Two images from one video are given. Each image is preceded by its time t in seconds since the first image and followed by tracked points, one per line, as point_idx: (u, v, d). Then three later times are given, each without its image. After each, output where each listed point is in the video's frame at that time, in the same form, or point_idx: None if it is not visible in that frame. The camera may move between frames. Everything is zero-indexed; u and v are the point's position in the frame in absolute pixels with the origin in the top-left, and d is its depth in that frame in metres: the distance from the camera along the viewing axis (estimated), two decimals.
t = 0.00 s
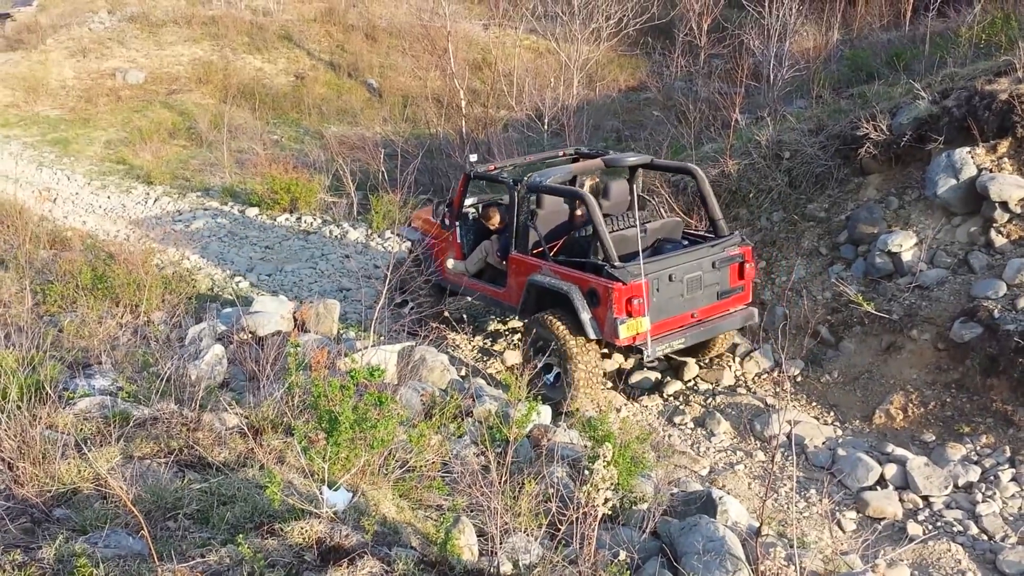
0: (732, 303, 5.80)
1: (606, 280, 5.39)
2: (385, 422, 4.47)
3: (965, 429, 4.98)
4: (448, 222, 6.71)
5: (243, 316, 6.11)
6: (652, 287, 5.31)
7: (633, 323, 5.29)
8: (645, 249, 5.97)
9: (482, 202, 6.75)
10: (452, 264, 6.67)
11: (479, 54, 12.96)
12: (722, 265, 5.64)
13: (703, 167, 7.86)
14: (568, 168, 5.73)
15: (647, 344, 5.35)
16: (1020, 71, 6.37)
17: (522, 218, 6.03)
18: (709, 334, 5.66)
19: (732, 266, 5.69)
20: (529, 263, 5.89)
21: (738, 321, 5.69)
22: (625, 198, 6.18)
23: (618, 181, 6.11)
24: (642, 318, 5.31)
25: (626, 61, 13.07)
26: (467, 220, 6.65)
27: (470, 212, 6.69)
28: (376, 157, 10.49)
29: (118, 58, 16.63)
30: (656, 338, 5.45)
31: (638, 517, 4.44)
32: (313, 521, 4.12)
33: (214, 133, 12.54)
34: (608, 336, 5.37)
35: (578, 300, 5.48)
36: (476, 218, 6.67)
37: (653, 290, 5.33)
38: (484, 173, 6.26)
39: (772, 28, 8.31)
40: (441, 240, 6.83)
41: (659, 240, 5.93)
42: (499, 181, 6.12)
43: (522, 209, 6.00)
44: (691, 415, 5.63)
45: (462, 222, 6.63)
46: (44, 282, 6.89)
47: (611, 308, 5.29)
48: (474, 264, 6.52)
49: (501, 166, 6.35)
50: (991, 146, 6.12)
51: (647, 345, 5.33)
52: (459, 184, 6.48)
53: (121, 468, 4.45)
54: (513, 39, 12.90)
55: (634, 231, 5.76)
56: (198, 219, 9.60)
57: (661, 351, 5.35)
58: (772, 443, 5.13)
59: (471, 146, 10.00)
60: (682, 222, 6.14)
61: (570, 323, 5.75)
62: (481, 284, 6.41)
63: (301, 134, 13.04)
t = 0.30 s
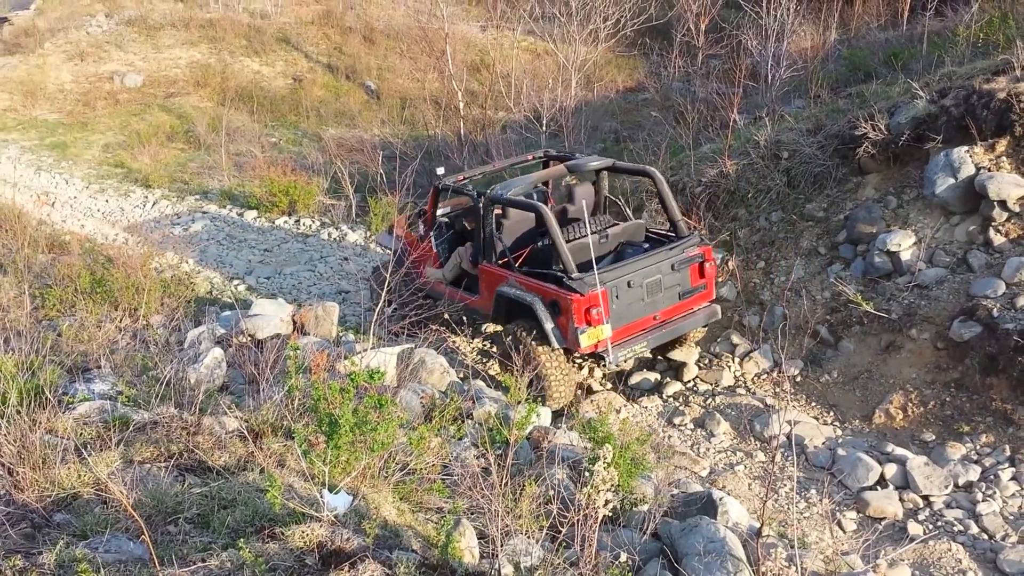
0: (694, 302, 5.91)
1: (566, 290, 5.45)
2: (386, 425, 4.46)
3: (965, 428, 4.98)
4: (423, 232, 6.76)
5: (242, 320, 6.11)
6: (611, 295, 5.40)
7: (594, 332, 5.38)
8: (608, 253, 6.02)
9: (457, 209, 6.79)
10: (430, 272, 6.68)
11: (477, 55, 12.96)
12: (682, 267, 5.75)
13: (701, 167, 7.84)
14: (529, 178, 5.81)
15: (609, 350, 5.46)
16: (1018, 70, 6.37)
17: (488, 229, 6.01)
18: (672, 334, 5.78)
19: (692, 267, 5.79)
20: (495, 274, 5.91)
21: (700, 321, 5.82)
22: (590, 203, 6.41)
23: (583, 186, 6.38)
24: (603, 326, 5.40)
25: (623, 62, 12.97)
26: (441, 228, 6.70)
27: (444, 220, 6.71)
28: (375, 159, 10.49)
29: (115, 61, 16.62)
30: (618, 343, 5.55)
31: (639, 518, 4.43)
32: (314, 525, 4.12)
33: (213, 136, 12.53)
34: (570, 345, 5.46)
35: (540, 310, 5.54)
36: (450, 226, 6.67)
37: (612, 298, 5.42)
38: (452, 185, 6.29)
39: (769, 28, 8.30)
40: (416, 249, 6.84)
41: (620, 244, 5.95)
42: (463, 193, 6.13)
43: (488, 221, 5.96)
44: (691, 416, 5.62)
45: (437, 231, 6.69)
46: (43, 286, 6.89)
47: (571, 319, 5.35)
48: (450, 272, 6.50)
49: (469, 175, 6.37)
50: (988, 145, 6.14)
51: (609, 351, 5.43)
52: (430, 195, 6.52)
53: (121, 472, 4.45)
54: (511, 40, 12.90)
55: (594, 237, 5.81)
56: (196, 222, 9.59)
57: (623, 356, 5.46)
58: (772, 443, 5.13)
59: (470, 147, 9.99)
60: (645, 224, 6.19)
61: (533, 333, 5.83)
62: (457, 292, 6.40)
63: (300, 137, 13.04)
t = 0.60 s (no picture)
0: (680, 290, 6.07)
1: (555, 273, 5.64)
2: (392, 425, 4.46)
3: (972, 430, 4.96)
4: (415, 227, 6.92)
5: (248, 320, 6.10)
6: (598, 277, 5.58)
7: (582, 312, 5.55)
8: (595, 242, 6.38)
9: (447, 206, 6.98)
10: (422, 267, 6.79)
11: (480, 56, 12.96)
12: (667, 254, 5.92)
13: (705, 168, 7.81)
14: (518, 172, 6.04)
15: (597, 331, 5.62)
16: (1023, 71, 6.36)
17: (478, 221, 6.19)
18: (658, 320, 5.93)
19: (677, 255, 5.96)
20: (487, 263, 6.09)
21: (685, 307, 5.98)
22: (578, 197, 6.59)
23: (569, 181, 6.49)
24: (591, 307, 5.57)
25: (626, 62, 13.17)
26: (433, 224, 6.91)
27: (436, 216, 6.92)
28: (379, 160, 10.48)
29: (119, 63, 16.63)
30: (605, 326, 5.71)
31: (645, 520, 4.42)
32: (321, 526, 4.12)
33: (217, 137, 12.54)
34: (559, 326, 5.62)
35: (531, 294, 5.72)
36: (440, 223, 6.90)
37: (599, 281, 5.60)
38: (444, 180, 6.47)
39: (773, 28, 8.30)
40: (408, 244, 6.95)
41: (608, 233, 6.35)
42: (455, 187, 6.32)
43: (480, 214, 6.14)
44: (697, 417, 5.60)
45: (429, 226, 6.91)
46: (48, 287, 6.89)
47: (560, 300, 5.54)
48: (442, 266, 6.66)
49: (461, 171, 6.55)
50: (994, 146, 6.12)
51: (596, 333, 5.60)
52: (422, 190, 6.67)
53: (128, 474, 4.45)
54: (514, 41, 12.91)
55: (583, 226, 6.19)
56: (201, 223, 9.59)
57: (611, 337, 5.62)
58: (778, 444, 5.13)
59: (474, 149, 9.98)
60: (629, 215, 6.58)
61: (525, 319, 5.99)
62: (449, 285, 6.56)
63: (304, 138, 13.04)
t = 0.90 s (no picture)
0: (660, 281, 6.14)
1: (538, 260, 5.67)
2: (405, 425, 4.48)
3: (986, 433, 4.92)
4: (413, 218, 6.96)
5: (262, 319, 6.12)
6: (579, 265, 5.63)
7: (562, 299, 5.59)
8: (581, 233, 6.42)
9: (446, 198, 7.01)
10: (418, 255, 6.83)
11: (495, 56, 12.96)
12: (648, 246, 5.99)
13: (719, 168, 7.74)
14: (508, 162, 6.23)
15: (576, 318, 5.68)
16: None
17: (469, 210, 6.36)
18: (636, 310, 6.01)
19: (658, 247, 6.03)
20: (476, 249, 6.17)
21: (663, 296, 6.05)
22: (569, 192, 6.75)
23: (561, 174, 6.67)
24: (571, 294, 5.62)
25: (640, 62, 13.22)
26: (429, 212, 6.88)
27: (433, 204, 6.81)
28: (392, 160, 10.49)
29: (136, 62, 16.71)
30: (584, 314, 5.79)
31: (658, 521, 4.40)
32: (334, 525, 4.12)
33: (232, 136, 12.58)
34: (539, 312, 5.66)
35: (513, 280, 5.75)
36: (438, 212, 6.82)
37: (579, 269, 5.66)
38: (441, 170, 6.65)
39: (788, 28, 8.25)
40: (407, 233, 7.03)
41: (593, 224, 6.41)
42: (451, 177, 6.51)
43: (471, 200, 6.29)
44: (709, 418, 5.57)
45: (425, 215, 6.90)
46: (64, 285, 6.94)
47: (541, 287, 5.57)
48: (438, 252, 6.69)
49: (458, 163, 6.73)
50: (1011, 147, 6.07)
51: (575, 320, 5.65)
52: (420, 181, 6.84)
53: (142, 471, 4.47)
54: (528, 41, 12.91)
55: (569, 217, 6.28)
56: (215, 222, 9.63)
57: (588, 325, 5.70)
58: (791, 446, 5.10)
59: (487, 148, 9.97)
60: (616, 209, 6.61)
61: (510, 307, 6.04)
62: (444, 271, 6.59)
63: (318, 137, 13.07)
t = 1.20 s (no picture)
0: (654, 287, 6.31)
1: (541, 268, 5.86)
2: (421, 424, 4.48)
3: (1005, 439, 4.87)
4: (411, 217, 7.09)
5: (279, 316, 6.14)
6: (579, 274, 5.81)
7: (563, 307, 5.79)
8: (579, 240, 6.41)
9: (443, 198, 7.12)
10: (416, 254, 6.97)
11: (513, 56, 12.97)
12: (644, 254, 6.13)
13: (737, 170, 7.66)
14: (509, 169, 6.31)
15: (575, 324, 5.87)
16: None
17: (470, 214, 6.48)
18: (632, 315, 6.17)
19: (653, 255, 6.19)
20: (477, 253, 6.34)
21: (657, 303, 6.20)
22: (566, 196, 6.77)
23: (557, 180, 6.68)
24: (572, 302, 5.80)
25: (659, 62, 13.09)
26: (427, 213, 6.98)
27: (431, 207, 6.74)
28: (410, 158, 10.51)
29: (156, 59, 16.81)
30: (583, 319, 5.95)
31: (672, 523, 4.40)
32: (350, 521, 4.12)
33: (251, 134, 12.64)
34: (540, 318, 5.87)
35: (516, 286, 5.95)
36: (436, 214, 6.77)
37: (579, 277, 5.82)
38: (440, 173, 6.73)
39: (809, 30, 8.21)
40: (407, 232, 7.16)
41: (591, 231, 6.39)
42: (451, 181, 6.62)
43: (471, 206, 6.43)
44: (725, 420, 5.54)
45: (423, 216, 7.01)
46: (84, 280, 7.01)
47: (543, 295, 5.76)
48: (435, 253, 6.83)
49: (457, 166, 6.79)
50: None
51: (576, 326, 5.84)
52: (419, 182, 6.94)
53: (161, 466, 4.50)
54: (547, 40, 12.91)
55: (567, 224, 6.28)
56: (234, 219, 9.68)
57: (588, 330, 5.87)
58: (808, 449, 5.08)
59: (505, 147, 9.96)
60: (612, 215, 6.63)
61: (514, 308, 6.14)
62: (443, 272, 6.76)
63: (337, 135, 13.11)
